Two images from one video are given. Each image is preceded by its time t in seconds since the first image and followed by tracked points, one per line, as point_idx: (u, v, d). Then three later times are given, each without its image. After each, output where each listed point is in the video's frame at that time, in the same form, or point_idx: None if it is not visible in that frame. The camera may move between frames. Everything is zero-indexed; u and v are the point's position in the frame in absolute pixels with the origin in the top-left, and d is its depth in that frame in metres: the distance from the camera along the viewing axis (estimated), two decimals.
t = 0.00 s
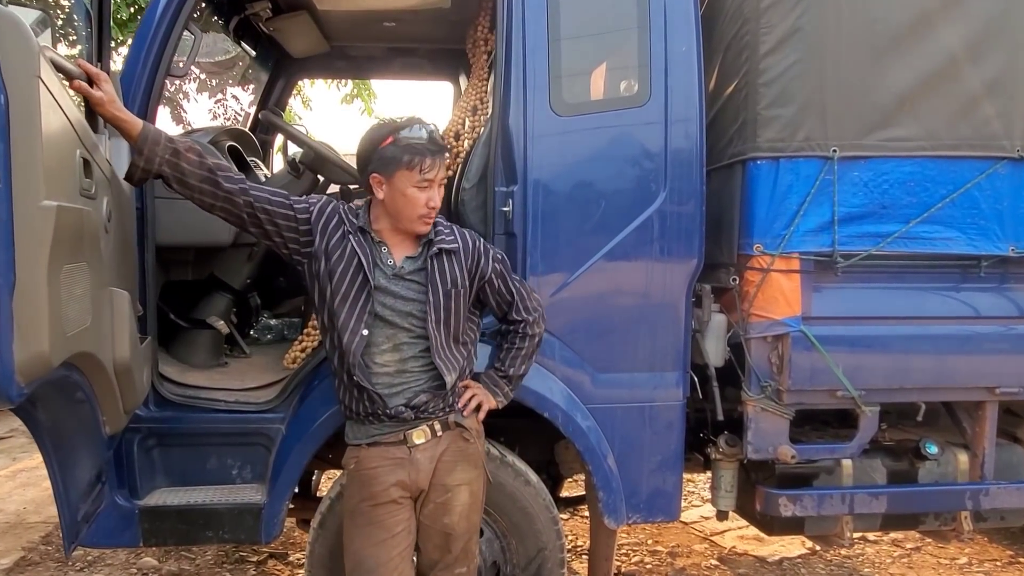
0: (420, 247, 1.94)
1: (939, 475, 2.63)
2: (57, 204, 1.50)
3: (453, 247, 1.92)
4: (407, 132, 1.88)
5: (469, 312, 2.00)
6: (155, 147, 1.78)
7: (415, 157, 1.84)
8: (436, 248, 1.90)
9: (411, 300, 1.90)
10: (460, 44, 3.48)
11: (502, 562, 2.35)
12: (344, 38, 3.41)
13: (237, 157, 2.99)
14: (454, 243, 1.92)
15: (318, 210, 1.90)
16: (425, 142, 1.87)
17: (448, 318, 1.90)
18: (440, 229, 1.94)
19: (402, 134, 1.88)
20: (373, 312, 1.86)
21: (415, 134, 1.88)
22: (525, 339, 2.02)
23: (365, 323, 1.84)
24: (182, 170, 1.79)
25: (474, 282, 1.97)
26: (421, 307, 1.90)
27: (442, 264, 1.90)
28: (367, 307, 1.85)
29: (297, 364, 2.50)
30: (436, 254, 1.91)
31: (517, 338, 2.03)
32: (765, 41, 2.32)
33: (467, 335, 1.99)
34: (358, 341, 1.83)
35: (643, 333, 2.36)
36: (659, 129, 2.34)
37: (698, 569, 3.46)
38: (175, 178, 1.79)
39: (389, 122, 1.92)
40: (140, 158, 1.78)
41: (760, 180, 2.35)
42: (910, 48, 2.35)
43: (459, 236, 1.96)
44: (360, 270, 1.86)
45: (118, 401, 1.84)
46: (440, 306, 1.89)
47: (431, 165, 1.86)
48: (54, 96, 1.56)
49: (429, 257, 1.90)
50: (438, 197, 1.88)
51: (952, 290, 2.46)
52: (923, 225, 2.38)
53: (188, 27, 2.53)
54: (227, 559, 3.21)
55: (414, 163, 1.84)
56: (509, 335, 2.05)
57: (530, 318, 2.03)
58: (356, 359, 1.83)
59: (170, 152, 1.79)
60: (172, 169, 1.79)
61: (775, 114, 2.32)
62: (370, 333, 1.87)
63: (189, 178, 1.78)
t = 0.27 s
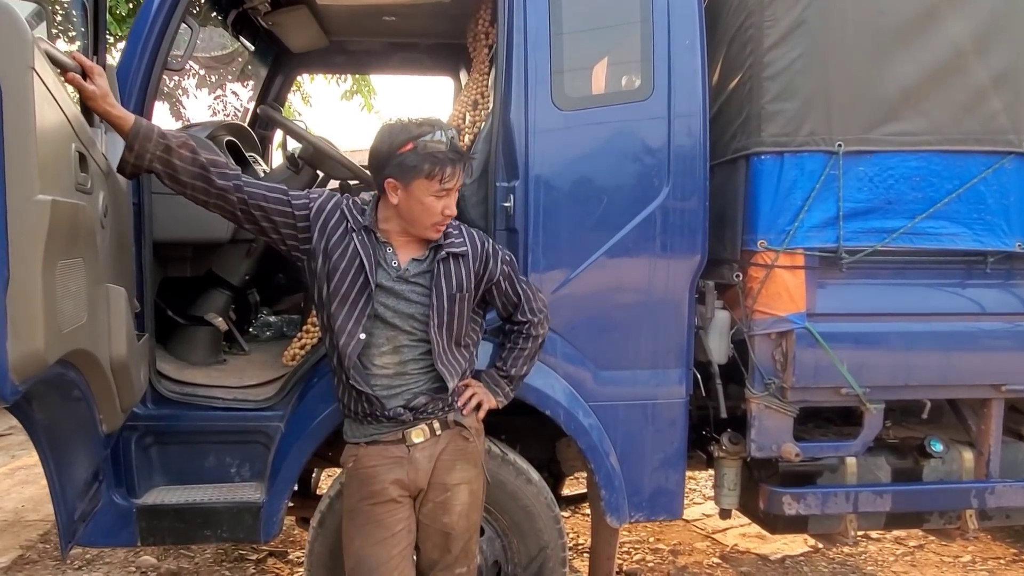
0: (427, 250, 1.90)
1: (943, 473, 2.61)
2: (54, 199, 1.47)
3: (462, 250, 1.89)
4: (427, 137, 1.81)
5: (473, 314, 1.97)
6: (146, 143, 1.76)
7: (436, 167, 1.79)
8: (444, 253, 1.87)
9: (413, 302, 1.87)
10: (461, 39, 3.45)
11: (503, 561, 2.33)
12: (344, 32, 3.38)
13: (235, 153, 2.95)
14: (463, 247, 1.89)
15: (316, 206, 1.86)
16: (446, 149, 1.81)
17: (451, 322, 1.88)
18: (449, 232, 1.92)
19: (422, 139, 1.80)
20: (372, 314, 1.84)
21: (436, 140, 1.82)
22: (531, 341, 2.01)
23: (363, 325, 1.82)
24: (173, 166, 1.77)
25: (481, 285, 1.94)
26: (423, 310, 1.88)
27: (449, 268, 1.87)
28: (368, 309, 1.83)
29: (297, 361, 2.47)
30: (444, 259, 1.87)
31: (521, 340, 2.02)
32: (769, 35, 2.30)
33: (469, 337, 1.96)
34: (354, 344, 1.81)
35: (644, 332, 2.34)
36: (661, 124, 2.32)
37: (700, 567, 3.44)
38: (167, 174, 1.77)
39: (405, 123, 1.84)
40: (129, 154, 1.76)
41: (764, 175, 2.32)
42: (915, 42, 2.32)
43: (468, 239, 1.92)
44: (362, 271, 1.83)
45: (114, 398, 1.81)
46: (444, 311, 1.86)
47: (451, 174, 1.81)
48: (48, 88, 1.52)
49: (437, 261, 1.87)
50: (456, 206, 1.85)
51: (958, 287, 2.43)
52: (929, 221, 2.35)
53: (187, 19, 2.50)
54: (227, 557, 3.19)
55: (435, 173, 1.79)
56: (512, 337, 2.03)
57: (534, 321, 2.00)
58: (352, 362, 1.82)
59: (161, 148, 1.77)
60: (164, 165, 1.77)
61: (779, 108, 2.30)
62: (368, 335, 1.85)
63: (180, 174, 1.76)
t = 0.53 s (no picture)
0: (436, 255, 1.86)
1: (949, 469, 2.59)
2: (42, 190, 1.43)
3: (471, 257, 1.84)
4: (444, 143, 1.74)
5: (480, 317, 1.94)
6: (143, 131, 1.72)
7: (452, 176, 1.73)
8: (453, 260, 1.82)
9: (416, 307, 1.84)
10: (461, 30, 3.41)
11: (504, 557, 2.30)
12: (342, 23, 3.34)
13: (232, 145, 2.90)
14: (474, 254, 1.84)
15: (319, 201, 1.82)
16: (463, 156, 1.74)
17: (455, 329, 1.85)
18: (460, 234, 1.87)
19: (438, 145, 1.73)
20: (373, 318, 1.81)
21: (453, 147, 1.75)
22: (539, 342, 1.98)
23: (363, 331, 1.80)
24: (171, 157, 1.73)
25: (489, 290, 1.90)
26: (427, 314, 1.84)
27: (457, 275, 1.83)
28: (369, 312, 1.80)
29: (295, 356, 2.44)
30: (452, 266, 1.83)
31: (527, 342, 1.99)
32: (775, 24, 2.26)
33: (474, 340, 1.93)
34: (352, 348, 1.79)
35: (647, 326, 2.31)
36: (665, 117, 2.28)
37: (702, 563, 3.42)
38: (164, 164, 1.73)
39: (420, 125, 1.76)
40: (128, 141, 1.72)
41: (769, 167, 2.29)
42: (923, 31, 2.28)
43: (479, 241, 1.87)
44: (363, 274, 1.79)
45: (108, 395, 1.77)
46: (448, 317, 1.83)
47: (466, 183, 1.75)
48: (36, 76, 1.48)
49: (445, 268, 1.83)
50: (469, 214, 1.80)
51: (964, 280, 2.41)
52: (936, 213, 2.32)
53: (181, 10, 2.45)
54: (225, 553, 3.16)
55: (451, 182, 1.73)
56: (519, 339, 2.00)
57: (541, 323, 1.97)
58: (351, 365, 1.79)
59: (159, 137, 1.72)
60: (161, 154, 1.73)
61: (785, 98, 2.26)
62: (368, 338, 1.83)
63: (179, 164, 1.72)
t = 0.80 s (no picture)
0: (437, 250, 1.82)
1: (949, 462, 2.57)
2: (25, 177, 1.31)
3: (473, 251, 1.80)
4: (446, 133, 1.69)
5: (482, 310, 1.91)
6: (133, 117, 1.68)
7: (454, 167, 1.69)
8: (455, 254, 1.79)
9: (418, 303, 1.81)
10: (457, 19, 3.36)
11: (502, 554, 2.27)
12: (336, 12, 3.29)
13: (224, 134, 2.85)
14: (475, 247, 1.81)
15: (317, 193, 1.78)
16: (465, 148, 1.70)
17: (458, 323, 1.82)
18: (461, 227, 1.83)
19: (440, 135, 1.69)
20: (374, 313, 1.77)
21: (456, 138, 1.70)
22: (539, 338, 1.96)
23: (364, 327, 1.76)
24: (162, 144, 1.69)
25: (491, 283, 1.87)
26: (429, 309, 1.81)
27: (459, 269, 1.80)
28: (371, 307, 1.76)
29: (289, 350, 2.40)
30: (455, 260, 1.80)
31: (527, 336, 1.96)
32: (778, 10, 2.22)
33: (476, 335, 1.90)
34: (355, 344, 1.75)
35: (648, 317, 2.28)
36: (666, 107, 2.24)
37: (699, 557, 3.40)
38: (155, 151, 1.69)
39: (421, 115, 1.72)
40: (117, 128, 1.68)
41: (771, 158, 2.25)
42: (928, 19, 2.25)
43: (480, 235, 1.84)
44: (363, 269, 1.75)
45: (97, 391, 1.69)
46: (450, 311, 1.80)
47: (468, 175, 1.71)
48: (17, 57, 1.41)
49: (447, 262, 1.80)
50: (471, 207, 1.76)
51: (966, 272, 2.38)
52: (939, 204, 2.29)
53: None
54: (219, 548, 3.13)
55: (452, 173, 1.69)
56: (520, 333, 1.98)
57: (543, 318, 1.94)
58: (354, 362, 1.75)
59: (149, 124, 1.68)
60: (151, 142, 1.69)
61: (788, 87, 2.23)
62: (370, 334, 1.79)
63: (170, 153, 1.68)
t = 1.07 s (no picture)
0: (426, 233, 1.79)
1: (944, 455, 2.56)
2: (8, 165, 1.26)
3: (463, 234, 1.78)
4: (428, 101, 1.69)
5: (474, 298, 1.88)
6: (121, 105, 1.63)
7: (435, 133, 1.67)
8: (445, 236, 1.77)
9: (410, 289, 1.78)
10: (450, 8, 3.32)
11: (497, 548, 2.25)
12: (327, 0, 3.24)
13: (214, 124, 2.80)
14: (465, 230, 1.79)
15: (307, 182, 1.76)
16: (448, 115, 1.69)
17: (451, 310, 1.79)
18: (450, 212, 1.81)
19: (421, 102, 1.68)
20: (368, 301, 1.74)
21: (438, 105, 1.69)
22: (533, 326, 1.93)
23: (358, 313, 1.72)
24: (150, 132, 1.64)
25: (483, 269, 1.85)
26: (421, 296, 1.78)
27: (450, 252, 1.77)
28: (364, 294, 1.73)
29: (281, 343, 2.37)
30: (445, 243, 1.77)
31: (521, 324, 1.94)
32: None
33: (470, 323, 1.87)
34: (349, 331, 1.71)
35: (644, 309, 2.25)
36: (663, 98, 2.22)
37: (694, 549, 3.39)
38: (143, 140, 1.64)
39: (404, 88, 1.72)
40: (105, 115, 1.63)
41: (768, 148, 2.23)
42: (926, 8, 2.23)
43: (470, 219, 1.82)
44: (355, 254, 1.72)
45: (85, 384, 1.64)
46: (442, 297, 1.77)
47: (452, 142, 1.69)
48: None
49: (437, 246, 1.77)
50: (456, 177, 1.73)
51: (963, 264, 2.37)
52: (937, 195, 2.28)
53: None
54: (211, 544, 3.10)
55: (434, 139, 1.67)
56: (513, 322, 1.96)
57: (536, 306, 1.92)
58: (348, 350, 1.72)
59: (138, 111, 1.64)
60: (140, 130, 1.64)
61: (786, 76, 2.20)
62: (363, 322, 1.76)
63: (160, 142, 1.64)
